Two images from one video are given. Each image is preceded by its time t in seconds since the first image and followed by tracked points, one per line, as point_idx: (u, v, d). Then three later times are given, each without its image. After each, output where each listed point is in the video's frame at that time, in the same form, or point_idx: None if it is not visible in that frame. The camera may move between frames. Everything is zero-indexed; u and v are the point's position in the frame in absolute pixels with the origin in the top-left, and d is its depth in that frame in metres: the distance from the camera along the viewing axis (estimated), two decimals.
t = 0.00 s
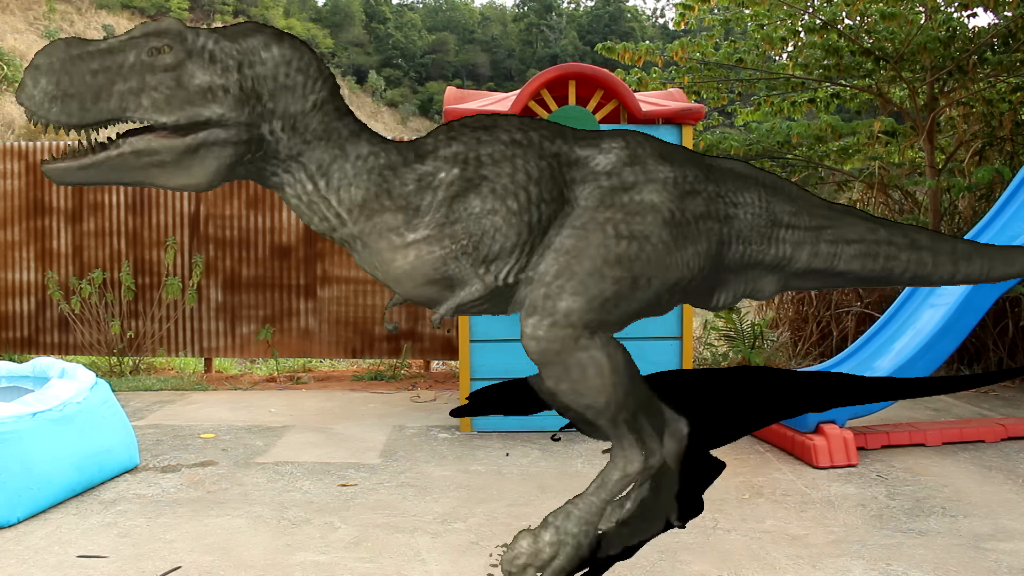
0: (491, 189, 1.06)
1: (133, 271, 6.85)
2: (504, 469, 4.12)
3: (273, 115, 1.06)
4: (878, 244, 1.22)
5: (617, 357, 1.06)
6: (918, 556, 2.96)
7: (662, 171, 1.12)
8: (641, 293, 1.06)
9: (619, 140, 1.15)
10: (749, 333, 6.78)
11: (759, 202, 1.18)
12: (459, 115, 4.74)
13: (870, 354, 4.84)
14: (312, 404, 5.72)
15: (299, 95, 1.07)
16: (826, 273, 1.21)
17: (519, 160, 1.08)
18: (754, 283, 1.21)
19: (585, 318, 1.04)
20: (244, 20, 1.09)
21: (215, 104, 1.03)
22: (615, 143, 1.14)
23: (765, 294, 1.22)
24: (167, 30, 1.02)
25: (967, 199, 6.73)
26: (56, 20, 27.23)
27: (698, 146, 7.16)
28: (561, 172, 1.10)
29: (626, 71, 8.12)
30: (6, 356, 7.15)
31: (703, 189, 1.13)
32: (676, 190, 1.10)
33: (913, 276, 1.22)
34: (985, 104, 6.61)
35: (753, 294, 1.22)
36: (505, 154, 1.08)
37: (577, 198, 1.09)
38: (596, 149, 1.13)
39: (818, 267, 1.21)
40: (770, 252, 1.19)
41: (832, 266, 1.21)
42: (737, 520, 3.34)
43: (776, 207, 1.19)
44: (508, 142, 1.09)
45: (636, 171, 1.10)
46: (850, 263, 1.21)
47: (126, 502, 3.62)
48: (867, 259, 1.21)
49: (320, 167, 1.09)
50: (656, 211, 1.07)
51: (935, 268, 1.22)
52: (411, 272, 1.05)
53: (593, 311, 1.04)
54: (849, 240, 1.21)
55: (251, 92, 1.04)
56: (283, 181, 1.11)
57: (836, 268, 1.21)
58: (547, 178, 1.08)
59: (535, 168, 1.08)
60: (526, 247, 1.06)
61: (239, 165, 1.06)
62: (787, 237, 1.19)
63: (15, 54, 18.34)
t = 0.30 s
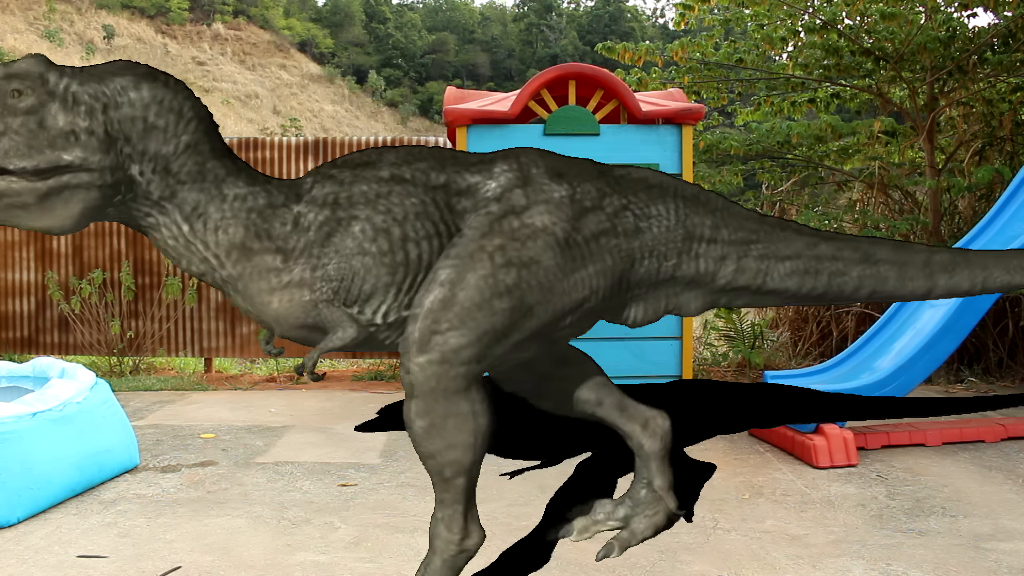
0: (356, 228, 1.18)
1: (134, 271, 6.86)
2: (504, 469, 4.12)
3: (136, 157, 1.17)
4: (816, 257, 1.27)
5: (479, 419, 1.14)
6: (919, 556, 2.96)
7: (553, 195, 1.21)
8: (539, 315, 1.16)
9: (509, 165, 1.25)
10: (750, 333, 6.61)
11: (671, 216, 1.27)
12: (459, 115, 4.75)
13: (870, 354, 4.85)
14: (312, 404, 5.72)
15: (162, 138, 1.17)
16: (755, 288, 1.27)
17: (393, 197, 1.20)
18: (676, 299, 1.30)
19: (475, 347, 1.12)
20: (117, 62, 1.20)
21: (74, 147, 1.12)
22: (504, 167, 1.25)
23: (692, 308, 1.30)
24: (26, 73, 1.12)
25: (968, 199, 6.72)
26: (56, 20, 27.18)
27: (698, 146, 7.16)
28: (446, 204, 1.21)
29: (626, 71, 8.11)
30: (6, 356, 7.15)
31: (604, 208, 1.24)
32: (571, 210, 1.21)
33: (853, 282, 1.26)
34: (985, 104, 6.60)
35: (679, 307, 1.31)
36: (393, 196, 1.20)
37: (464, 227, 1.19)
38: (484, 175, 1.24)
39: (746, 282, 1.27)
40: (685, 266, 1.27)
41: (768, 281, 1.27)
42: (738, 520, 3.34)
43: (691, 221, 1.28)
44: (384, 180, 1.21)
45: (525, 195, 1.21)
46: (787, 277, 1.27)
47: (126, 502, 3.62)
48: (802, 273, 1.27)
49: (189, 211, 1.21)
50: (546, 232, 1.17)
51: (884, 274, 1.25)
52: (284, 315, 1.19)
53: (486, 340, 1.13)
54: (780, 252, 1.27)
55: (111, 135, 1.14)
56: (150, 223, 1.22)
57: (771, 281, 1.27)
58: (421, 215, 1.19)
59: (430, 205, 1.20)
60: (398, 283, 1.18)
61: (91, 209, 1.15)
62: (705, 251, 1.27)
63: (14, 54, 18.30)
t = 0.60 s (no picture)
0: (240, 234, 1.07)
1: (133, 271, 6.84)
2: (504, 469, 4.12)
3: None
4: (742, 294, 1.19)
5: (423, 436, 1.07)
6: (918, 556, 2.96)
7: (463, 215, 1.11)
8: (465, 339, 1.07)
9: (415, 179, 1.14)
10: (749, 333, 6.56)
11: (578, 246, 1.19)
12: (459, 115, 4.73)
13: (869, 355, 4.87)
14: (312, 404, 5.71)
15: (15, 166, 1.01)
16: (668, 323, 1.20)
17: (278, 204, 1.09)
18: (587, 331, 1.23)
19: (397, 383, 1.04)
20: None
21: None
22: (412, 181, 1.14)
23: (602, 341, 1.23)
24: None
25: (968, 199, 6.71)
26: (56, 20, 27.18)
27: (698, 146, 7.16)
28: (342, 214, 1.10)
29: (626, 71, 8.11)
30: (6, 356, 7.16)
31: (515, 230, 1.15)
32: (482, 229, 1.11)
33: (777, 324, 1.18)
34: (985, 104, 6.61)
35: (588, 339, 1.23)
36: (280, 198, 1.09)
37: (362, 242, 1.10)
38: (388, 187, 1.13)
39: (657, 316, 1.20)
40: (592, 299, 1.19)
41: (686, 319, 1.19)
42: (738, 520, 3.34)
43: (600, 251, 1.20)
44: (274, 185, 1.10)
45: (432, 216, 1.10)
46: (704, 313, 1.19)
47: (126, 502, 3.62)
48: (722, 310, 1.19)
49: (64, 231, 1.05)
50: (453, 254, 1.07)
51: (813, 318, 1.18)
52: (162, 318, 1.07)
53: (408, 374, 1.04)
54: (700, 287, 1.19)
55: None
56: (27, 252, 1.06)
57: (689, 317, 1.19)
58: (310, 220, 1.08)
59: (331, 221, 1.09)
60: (275, 288, 1.07)
61: None
62: (612, 283, 1.19)
63: (14, 53, 18.30)
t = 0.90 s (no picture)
0: (111, 229, 1.14)
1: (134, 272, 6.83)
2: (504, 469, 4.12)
3: None
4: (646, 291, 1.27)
5: (353, 438, 1.17)
6: (918, 556, 2.95)
7: (363, 212, 1.18)
8: (385, 343, 1.18)
9: (306, 170, 1.22)
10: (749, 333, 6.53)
11: (477, 236, 1.29)
12: (459, 115, 4.73)
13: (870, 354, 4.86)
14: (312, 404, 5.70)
15: None
16: (571, 316, 1.29)
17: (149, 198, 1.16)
18: (492, 322, 1.33)
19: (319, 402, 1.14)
20: None
21: None
22: (302, 173, 1.21)
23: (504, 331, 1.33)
24: None
25: (968, 199, 6.70)
26: (57, 20, 27.17)
27: (698, 146, 7.16)
28: (229, 208, 1.18)
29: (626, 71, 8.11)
30: (6, 356, 7.15)
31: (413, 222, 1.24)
32: (383, 225, 1.19)
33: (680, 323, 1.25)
34: (985, 104, 6.61)
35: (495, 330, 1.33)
36: (154, 193, 1.16)
37: (249, 236, 1.19)
38: (278, 179, 1.21)
39: (561, 308, 1.29)
40: (494, 289, 1.30)
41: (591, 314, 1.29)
42: (737, 520, 3.34)
43: (501, 242, 1.29)
44: (147, 178, 1.17)
45: (330, 215, 1.17)
46: (611, 309, 1.28)
47: (126, 502, 3.62)
48: (628, 308, 1.27)
49: None
50: (351, 258, 1.15)
51: (717, 321, 1.24)
52: (40, 310, 1.16)
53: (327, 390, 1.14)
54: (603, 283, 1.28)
55: None
56: None
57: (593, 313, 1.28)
58: (186, 217, 1.15)
59: (214, 216, 1.17)
60: (150, 287, 1.15)
61: None
62: (513, 274, 1.29)
63: (14, 53, 18.28)
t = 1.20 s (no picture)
0: None
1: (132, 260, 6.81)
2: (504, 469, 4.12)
3: None
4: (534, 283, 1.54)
5: (308, 444, 1.40)
6: (919, 556, 2.95)
7: (236, 218, 1.39)
8: (300, 342, 1.41)
9: (176, 182, 1.44)
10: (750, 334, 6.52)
11: (370, 237, 1.54)
12: (459, 115, 4.73)
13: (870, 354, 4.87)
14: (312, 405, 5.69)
15: None
16: (474, 311, 1.55)
17: (16, 220, 1.36)
18: (398, 321, 1.59)
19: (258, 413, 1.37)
20: None
21: None
22: (168, 185, 1.43)
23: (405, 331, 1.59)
24: None
25: (968, 199, 6.69)
26: (57, 21, 27.13)
27: (698, 146, 7.15)
28: (104, 222, 1.39)
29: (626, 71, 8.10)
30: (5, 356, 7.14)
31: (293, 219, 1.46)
32: (262, 225, 1.40)
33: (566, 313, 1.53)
34: (985, 104, 6.61)
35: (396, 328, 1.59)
36: (23, 212, 1.37)
37: (122, 250, 1.40)
38: (149, 193, 1.42)
39: (459, 306, 1.55)
40: (392, 288, 1.55)
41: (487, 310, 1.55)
42: (738, 520, 3.34)
43: (395, 243, 1.55)
44: (11, 200, 1.38)
45: (205, 229, 1.38)
46: (502, 305, 1.54)
47: (126, 502, 3.62)
48: (520, 302, 1.54)
49: None
50: (239, 265, 1.35)
51: (602, 307, 1.53)
52: None
53: (259, 401, 1.37)
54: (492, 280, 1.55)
55: None
56: None
57: (486, 308, 1.55)
58: (54, 235, 1.36)
59: (77, 233, 1.38)
60: (19, 311, 1.35)
61: None
62: (411, 274, 1.55)
63: (13, 53, 18.25)
